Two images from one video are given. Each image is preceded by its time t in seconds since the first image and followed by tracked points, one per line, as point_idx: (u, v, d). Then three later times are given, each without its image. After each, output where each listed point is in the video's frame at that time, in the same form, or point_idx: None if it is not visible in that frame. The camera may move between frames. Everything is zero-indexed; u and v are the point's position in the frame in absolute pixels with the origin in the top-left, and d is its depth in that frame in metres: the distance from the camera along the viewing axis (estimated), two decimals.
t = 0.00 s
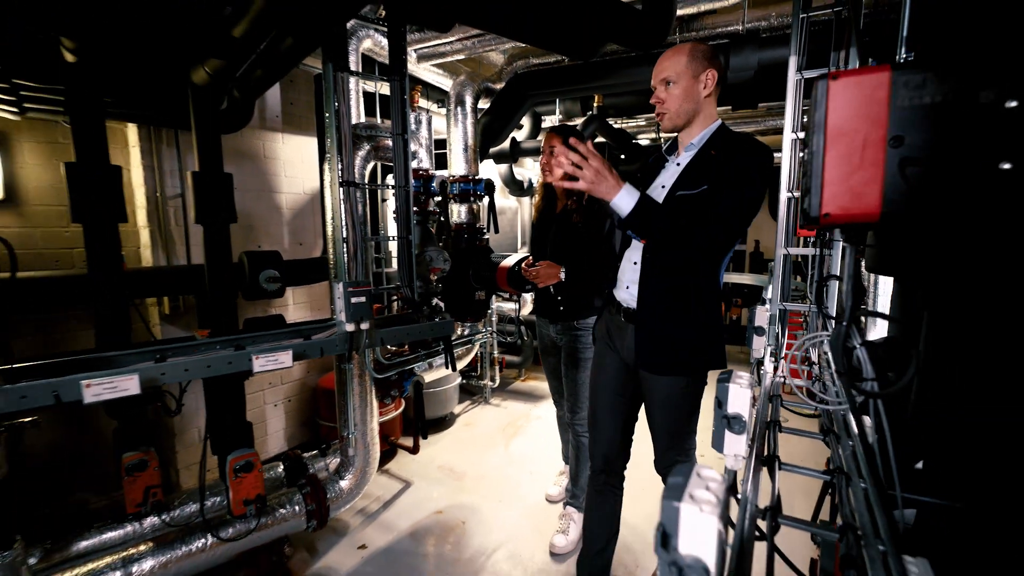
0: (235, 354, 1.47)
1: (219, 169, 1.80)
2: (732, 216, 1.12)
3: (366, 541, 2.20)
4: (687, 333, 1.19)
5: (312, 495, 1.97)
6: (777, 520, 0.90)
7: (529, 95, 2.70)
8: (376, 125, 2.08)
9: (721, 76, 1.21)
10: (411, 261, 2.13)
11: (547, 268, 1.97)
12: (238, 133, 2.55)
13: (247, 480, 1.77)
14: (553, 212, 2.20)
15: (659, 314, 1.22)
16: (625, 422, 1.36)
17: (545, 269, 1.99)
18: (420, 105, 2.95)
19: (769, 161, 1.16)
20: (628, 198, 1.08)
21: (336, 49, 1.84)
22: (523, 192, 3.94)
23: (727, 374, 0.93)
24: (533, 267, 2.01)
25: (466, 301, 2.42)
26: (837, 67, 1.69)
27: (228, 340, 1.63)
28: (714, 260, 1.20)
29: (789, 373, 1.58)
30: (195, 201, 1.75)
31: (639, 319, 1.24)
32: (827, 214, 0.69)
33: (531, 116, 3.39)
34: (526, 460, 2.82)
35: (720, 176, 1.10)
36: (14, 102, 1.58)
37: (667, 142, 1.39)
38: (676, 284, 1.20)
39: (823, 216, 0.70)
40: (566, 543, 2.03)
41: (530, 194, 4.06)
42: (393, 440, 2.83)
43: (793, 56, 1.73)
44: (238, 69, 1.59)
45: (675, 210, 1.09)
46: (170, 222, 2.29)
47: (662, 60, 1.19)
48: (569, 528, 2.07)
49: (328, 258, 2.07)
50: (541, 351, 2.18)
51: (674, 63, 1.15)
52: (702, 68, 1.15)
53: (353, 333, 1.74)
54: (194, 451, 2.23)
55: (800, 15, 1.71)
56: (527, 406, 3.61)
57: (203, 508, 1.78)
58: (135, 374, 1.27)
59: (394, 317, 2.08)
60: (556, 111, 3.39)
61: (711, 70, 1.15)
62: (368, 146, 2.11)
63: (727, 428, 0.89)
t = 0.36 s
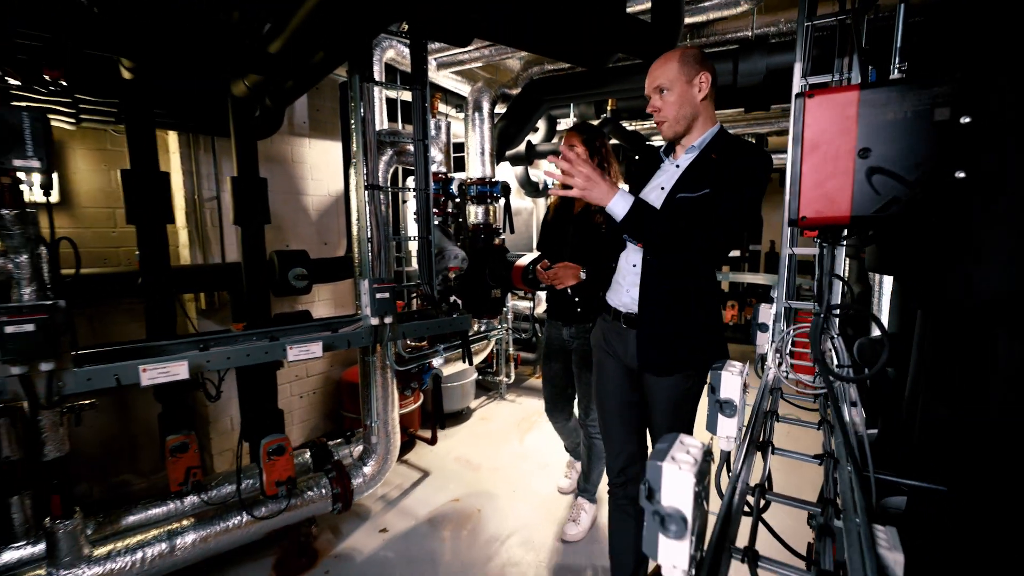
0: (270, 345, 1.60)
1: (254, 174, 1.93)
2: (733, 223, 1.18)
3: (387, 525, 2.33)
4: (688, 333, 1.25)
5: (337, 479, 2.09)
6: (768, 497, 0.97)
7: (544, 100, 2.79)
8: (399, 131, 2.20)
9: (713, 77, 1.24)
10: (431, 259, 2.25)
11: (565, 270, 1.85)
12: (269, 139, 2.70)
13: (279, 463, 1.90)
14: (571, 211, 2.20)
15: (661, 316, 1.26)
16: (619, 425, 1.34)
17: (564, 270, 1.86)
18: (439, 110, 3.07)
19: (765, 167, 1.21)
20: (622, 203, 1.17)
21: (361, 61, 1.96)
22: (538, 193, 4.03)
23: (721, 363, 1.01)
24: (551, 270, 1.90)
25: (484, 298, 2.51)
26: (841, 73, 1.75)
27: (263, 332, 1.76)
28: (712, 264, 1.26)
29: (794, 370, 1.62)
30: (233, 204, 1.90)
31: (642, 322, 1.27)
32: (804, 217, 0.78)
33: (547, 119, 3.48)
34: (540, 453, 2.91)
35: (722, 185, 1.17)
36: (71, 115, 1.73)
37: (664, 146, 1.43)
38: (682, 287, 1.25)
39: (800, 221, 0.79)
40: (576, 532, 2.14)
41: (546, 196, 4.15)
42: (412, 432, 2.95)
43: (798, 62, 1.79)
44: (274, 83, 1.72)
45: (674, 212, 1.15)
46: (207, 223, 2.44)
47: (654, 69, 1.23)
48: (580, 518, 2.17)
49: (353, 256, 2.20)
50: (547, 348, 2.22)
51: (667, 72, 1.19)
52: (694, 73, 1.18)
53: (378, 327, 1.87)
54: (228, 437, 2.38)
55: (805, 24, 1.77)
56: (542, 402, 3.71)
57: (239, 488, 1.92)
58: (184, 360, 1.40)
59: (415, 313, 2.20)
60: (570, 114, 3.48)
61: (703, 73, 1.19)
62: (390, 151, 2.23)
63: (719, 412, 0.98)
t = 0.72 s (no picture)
0: (306, 337, 1.74)
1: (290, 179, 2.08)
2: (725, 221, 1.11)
3: (410, 511, 2.46)
4: (681, 338, 1.19)
5: (364, 465, 2.23)
6: (762, 478, 1.05)
7: (561, 104, 2.88)
8: (423, 138, 2.32)
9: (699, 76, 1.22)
10: (453, 259, 2.37)
11: (586, 275, 1.84)
12: (301, 145, 2.87)
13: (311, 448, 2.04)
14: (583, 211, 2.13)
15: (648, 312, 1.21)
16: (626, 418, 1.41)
17: (582, 276, 1.88)
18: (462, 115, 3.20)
19: (760, 168, 1.18)
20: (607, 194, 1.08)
21: (389, 72, 2.09)
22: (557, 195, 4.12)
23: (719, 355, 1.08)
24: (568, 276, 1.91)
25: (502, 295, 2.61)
26: (849, 79, 1.81)
27: (298, 325, 1.90)
28: (709, 264, 1.21)
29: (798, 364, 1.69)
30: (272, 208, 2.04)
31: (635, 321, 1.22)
32: (790, 222, 0.86)
33: (565, 123, 3.57)
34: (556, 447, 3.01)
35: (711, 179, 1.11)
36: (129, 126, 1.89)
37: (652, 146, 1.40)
38: (670, 287, 1.19)
39: (787, 223, 0.87)
40: (538, 526, 2.21)
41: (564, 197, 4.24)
42: (433, 425, 3.07)
43: (807, 68, 1.85)
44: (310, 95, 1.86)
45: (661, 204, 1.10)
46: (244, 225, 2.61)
47: (640, 67, 1.22)
48: (542, 513, 2.25)
49: (381, 256, 2.33)
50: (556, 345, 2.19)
51: (651, 69, 1.19)
52: (677, 71, 1.17)
53: (403, 322, 2.00)
54: (261, 426, 2.54)
55: (814, 32, 1.82)
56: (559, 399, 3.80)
57: (275, 471, 2.07)
58: (232, 350, 1.55)
59: (437, 310, 2.31)
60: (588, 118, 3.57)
61: (686, 71, 1.18)
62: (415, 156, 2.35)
63: (717, 400, 1.06)
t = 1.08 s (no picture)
0: (344, 328, 1.88)
1: (329, 182, 2.22)
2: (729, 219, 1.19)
3: (437, 496, 2.59)
4: (689, 333, 1.23)
5: (395, 451, 2.37)
6: (769, 461, 1.13)
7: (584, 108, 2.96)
8: (452, 142, 2.44)
9: (695, 77, 1.26)
10: (480, 257, 2.48)
11: (590, 276, 1.85)
12: (336, 149, 3.03)
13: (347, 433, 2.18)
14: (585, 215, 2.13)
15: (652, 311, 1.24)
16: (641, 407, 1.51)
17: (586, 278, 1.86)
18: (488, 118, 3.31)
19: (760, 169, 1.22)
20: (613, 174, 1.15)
21: (421, 81, 2.22)
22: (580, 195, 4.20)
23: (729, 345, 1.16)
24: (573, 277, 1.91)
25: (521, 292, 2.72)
26: (867, 83, 1.84)
27: (336, 318, 2.04)
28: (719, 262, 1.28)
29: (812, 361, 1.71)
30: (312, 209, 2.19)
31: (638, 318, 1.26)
32: (790, 222, 0.94)
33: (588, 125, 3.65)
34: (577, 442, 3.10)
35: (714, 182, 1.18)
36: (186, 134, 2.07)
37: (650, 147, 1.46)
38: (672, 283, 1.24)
39: (788, 223, 0.95)
40: (537, 536, 2.15)
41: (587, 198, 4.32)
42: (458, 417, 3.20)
43: (826, 72, 1.89)
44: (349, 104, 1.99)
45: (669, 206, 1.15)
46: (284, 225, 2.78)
47: (636, 70, 1.26)
48: (544, 524, 2.18)
49: (411, 253, 2.46)
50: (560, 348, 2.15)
51: (644, 74, 1.23)
52: (669, 75, 1.20)
53: (433, 316, 2.13)
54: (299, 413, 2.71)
55: (832, 36, 1.87)
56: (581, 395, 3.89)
57: (313, 454, 2.22)
58: (279, 339, 1.69)
59: (464, 305, 2.43)
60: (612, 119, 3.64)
61: (680, 73, 1.21)
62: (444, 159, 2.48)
63: (726, 387, 1.14)
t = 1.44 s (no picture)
0: (381, 319, 2.03)
1: (366, 185, 2.38)
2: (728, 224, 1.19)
3: (464, 482, 2.73)
4: (688, 332, 1.23)
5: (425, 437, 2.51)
6: (776, 442, 1.21)
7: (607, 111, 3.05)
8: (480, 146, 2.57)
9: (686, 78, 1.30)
10: (506, 255, 2.60)
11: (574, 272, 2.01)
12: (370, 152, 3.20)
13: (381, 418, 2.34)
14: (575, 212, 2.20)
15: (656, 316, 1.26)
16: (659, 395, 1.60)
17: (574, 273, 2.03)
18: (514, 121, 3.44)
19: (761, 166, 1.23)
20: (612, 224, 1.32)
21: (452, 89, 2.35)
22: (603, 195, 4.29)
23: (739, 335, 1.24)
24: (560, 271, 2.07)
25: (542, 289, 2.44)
26: (885, 85, 1.89)
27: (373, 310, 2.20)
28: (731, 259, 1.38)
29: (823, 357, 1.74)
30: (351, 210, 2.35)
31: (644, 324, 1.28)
32: (792, 221, 1.03)
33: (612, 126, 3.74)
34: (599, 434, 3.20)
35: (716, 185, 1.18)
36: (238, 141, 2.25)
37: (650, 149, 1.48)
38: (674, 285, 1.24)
39: (791, 221, 1.03)
40: (559, 523, 2.26)
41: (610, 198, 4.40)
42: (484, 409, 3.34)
43: (843, 76, 1.94)
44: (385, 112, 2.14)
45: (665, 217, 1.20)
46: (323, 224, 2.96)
47: (629, 74, 1.33)
48: (565, 512, 2.29)
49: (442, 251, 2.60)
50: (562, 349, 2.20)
51: (635, 77, 1.29)
52: (659, 75, 1.27)
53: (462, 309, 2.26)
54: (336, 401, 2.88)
55: (850, 41, 1.92)
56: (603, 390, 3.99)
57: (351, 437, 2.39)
58: (323, 328, 1.85)
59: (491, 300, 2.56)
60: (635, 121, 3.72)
61: (670, 74, 1.26)
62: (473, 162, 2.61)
63: (735, 373, 1.23)
